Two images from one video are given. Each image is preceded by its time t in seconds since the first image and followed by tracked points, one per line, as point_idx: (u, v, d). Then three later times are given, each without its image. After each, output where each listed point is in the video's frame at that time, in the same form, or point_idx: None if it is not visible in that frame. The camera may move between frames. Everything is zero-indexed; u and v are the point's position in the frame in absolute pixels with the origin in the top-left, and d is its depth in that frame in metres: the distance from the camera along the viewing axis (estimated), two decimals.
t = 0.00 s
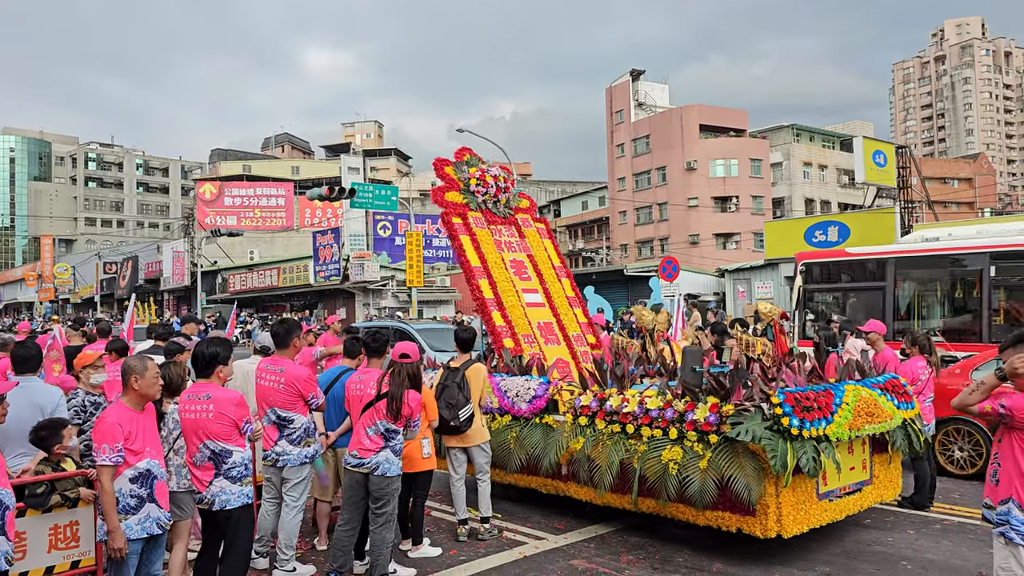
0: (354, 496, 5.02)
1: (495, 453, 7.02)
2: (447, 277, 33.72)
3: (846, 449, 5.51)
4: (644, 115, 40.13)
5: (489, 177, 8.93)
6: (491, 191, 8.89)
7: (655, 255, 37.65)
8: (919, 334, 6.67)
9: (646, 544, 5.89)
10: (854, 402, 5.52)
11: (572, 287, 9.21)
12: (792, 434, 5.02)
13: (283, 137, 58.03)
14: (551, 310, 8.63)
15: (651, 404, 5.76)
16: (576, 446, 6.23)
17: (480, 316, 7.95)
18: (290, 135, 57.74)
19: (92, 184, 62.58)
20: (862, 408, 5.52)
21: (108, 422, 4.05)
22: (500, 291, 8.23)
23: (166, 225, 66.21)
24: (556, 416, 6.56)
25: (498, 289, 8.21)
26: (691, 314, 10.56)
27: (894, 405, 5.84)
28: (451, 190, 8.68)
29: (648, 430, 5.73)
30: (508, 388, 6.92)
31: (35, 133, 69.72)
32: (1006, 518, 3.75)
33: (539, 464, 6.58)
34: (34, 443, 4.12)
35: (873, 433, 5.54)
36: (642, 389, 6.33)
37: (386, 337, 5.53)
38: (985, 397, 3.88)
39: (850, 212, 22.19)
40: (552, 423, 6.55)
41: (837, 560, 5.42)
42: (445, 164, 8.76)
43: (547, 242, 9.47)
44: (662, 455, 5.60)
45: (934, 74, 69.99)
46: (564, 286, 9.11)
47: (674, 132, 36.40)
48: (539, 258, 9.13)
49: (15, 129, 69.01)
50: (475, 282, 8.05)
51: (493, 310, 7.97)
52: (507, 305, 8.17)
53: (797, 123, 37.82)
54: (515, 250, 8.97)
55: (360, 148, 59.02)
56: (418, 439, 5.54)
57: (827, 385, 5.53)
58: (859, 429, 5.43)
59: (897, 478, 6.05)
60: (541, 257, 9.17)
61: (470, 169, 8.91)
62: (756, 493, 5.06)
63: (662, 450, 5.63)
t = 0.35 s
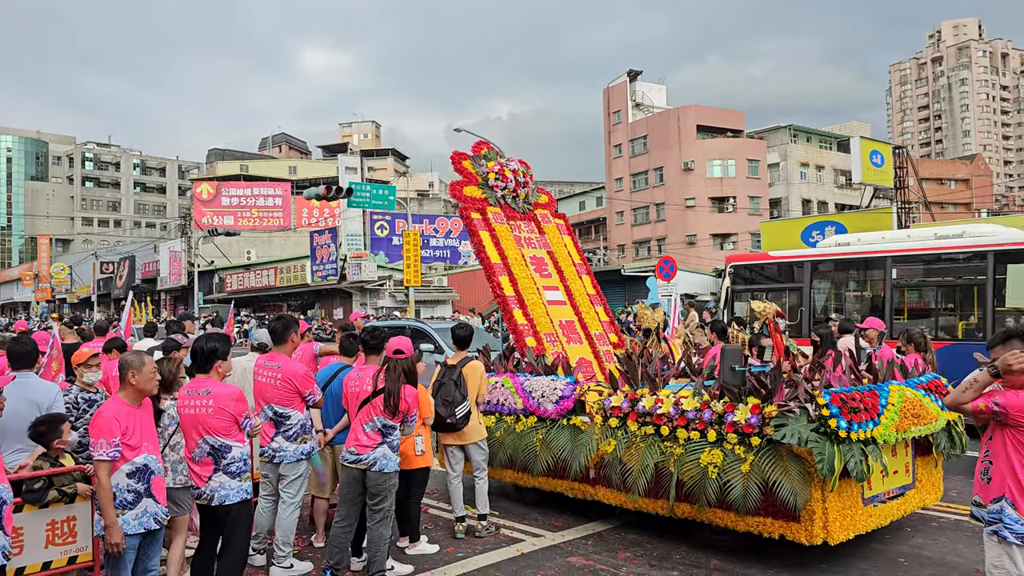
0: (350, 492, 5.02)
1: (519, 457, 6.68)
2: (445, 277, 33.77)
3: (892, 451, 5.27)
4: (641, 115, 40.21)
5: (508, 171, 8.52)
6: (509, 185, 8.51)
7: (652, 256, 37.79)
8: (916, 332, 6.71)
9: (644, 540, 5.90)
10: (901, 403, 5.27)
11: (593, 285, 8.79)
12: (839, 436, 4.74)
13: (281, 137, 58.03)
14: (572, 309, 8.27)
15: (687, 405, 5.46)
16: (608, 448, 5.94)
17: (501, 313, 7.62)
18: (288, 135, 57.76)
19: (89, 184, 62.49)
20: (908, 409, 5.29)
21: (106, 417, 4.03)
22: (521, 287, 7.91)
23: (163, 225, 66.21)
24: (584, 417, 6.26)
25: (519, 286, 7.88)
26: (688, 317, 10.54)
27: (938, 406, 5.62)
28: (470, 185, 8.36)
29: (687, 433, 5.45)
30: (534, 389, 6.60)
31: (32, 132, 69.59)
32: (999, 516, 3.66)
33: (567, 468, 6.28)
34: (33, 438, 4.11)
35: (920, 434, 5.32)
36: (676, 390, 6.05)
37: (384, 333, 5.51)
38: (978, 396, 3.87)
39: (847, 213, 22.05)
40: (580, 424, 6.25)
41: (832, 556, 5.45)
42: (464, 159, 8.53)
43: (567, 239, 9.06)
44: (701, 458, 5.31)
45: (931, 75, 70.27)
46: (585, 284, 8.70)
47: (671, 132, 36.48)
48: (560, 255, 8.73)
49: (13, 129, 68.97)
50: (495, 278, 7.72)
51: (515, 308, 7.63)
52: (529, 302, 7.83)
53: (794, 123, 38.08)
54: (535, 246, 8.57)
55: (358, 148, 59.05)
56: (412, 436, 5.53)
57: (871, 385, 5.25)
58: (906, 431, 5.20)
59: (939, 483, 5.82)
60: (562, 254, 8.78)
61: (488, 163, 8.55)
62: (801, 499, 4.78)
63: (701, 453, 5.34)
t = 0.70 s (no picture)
0: (340, 485, 5.02)
1: (540, 457, 6.39)
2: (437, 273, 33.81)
3: (933, 453, 5.15)
4: (635, 113, 40.30)
5: (524, 162, 8.38)
6: (525, 177, 8.36)
7: (644, 253, 37.94)
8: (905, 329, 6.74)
9: (635, 535, 5.92)
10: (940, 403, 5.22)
11: (610, 279, 8.80)
12: (886, 438, 4.56)
13: (273, 131, 57.80)
14: (590, 303, 8.27)
15: (720, 405, 5.21)
16: (637, 449, 5.67)
17: (519, 308, 7.55)
18: (280, 130, 57.54)
19: (80, 177, 62.02)
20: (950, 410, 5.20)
21: (96, 407, 4.00)
22: (539, 282, 7.85)
23: (154, 220, 65.84)
24: (608, 416, 5.97)
25: (537, 280, 7.81)
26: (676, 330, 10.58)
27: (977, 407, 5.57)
28: (484, 175, 8.15)
29: (722, 434, 5.17)
30: (555, 386, 6.30)
31: (22, 125, 68.95)
32: (987, 516, 3.34)
33: (591, 468, 6.01)
34: (24, 428, 4.07)
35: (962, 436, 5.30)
36: (707, 387, 5.78)
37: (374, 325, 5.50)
38: (960, 401, 3.46)
39: (838, 211, 22.08)
40: (606, 423, 5.95)
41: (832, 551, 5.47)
42: (477, 147, 8.23)
43: (581, 231, 9.03)
44: (738, 459, 5.07)
45: (923, 74, 70.73)
46: (601, 278, 8.72)
47: (664, 130, 36.55)
48: (576, 248, 8.70)
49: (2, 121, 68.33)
50: (512, 272, 7.63)
51: (532, 303, 7.57)
52: (546, 297, 7.79)
53: (785, 123, 38.03)
54: (552, 239, 8.50)
55: (351, 143, 58.94)
56: (398, 430, 5.53)
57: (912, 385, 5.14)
58: (949, 433, 5.13)
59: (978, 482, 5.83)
60: (577, 247, 8.74)
61: (503, 153, 8.37)
62: (844, 503, 4.59)
63: (737, 455, 5.08)
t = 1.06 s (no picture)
0: (324, 479, 4.97)
1: (565, 457, 6.00)
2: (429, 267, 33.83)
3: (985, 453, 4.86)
4: (627, 109, 40.32)
5: (541, 151, 8.08)
6: (542, 167, 8.06)
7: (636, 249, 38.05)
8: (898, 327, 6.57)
9: (627, 529, 5.94)
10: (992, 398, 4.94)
11: (630, 273, 8.53)
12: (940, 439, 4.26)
13: (264, 126, 57.53)
14: (610, 297, 7.94)
15: (760, 403, 4.89)
16: (670, 449, 5.31)
17: (539, 301, 7.21)
18: (271, 124, 57.29)
19: (69, 171, 61.53)
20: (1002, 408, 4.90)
21: (86, 399, 3.97)
22: (559, 273, 7.51)
23: (144, 214, 65.48)
24: (637, 414, 5.61)
25: (557, 273, 7.49)
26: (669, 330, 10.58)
27: None
28: (501, 164, 7.85)
29: (763, 433, 4.86)
30: (581, 383, 5.93)
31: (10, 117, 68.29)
32: (971, 511, 3.34)
33: (619, 469, 5.64)
34: (14, 420, 4.05)
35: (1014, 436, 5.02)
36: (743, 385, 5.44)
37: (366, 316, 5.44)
38: (938, 402, 3.45)
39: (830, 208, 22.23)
40: (635, 422, 5.58)
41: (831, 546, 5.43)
42: (494, 136, 7.94)
43: (601, 223, 8.67)
44: (780, 460, 4.75)
45: (914, 72, 71.11)
46: (622, 272, 8.38)
47: (656, 126, 36.60)
48: (595, 241, 8.36)
49: None
50: (531, 264, 7.30)
51: (554, 296, 7.22)
52: (567, 290, 7.45)
53: (777, 120, 38.25)
54: (570, 231, 8.16)
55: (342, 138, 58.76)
56: (387, 424, 5.54)
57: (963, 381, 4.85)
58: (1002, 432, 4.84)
59: None
60: (597, 240, 8.39)
61: (520, 142, 8.06)
62: (893, 506, 4.30)
63: (781, 456, 4.75)
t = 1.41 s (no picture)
0: (298, 476, 4.90)
1: (590, 461, 5.79)
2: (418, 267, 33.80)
3: None
4: (616, 110, 40.57)
5: (559, 145, 7.93)
6: (560, 161, 7.92)
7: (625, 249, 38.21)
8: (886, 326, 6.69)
9: (616, 527, 5.97)
10: None
11: (647, 271, 8.45)
12: (993, 444, 4.12)
13: (253, 125, 57.31)
14: (629, 296, 7.81)
15: (801, 406, 4.71)
16: (705, 455, 5.10)
17: (559, 300, 7.06)
18: (260, 124, 57.07)
19: (55, 169, 60.93)
20: None
21: (74, 396, 3.95)
22: (579, 271, 7.38)
23: (131, 213, 64.99)
24: (668, 417, 5.43)
25: (577, 271, 7.34)
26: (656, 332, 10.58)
27: None
28: (518, 158, 7.68)
29: (804, 438, 4.69)
30: (607, 385, 5.72)
31: None
32: (929, 499, 3.45)
33: (649, 475, 5.46)
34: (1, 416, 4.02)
35: None
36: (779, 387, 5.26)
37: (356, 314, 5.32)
38: (898, 391, 3.51)
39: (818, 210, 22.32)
40: (666, 426, 5.39)
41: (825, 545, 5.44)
42: (510, 129, 7.78)
43: (617, 220, 8.58)
44: (824, 467, 4.57)
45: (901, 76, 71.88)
46: (639, 270, 8.29)
47: (646, 128, 36.77)
48: (613, 238, 8.24)
49: None
50: (551, 262, 7.16)
51: (575, 295, 7.08)
52: (588, 288, 7.30)
53: (766, 122, 38.54)
54: (588, 228, 8.03)
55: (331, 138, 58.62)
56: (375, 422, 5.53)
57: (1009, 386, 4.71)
58: None
59: None
60: (614, 237, 8.29)
61: (536, 137, 7.91)
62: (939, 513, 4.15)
63: (825, 462, 4.57)
